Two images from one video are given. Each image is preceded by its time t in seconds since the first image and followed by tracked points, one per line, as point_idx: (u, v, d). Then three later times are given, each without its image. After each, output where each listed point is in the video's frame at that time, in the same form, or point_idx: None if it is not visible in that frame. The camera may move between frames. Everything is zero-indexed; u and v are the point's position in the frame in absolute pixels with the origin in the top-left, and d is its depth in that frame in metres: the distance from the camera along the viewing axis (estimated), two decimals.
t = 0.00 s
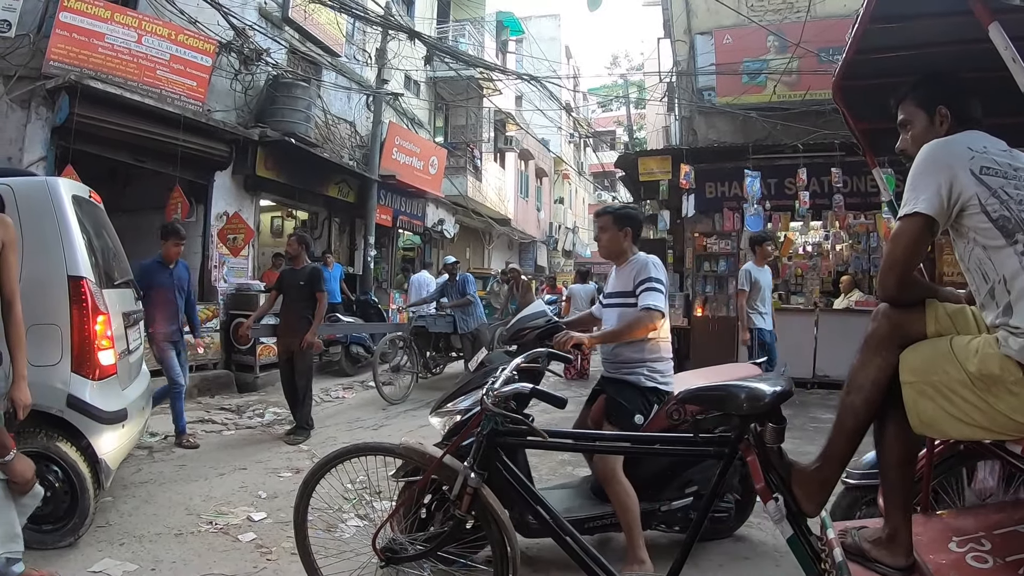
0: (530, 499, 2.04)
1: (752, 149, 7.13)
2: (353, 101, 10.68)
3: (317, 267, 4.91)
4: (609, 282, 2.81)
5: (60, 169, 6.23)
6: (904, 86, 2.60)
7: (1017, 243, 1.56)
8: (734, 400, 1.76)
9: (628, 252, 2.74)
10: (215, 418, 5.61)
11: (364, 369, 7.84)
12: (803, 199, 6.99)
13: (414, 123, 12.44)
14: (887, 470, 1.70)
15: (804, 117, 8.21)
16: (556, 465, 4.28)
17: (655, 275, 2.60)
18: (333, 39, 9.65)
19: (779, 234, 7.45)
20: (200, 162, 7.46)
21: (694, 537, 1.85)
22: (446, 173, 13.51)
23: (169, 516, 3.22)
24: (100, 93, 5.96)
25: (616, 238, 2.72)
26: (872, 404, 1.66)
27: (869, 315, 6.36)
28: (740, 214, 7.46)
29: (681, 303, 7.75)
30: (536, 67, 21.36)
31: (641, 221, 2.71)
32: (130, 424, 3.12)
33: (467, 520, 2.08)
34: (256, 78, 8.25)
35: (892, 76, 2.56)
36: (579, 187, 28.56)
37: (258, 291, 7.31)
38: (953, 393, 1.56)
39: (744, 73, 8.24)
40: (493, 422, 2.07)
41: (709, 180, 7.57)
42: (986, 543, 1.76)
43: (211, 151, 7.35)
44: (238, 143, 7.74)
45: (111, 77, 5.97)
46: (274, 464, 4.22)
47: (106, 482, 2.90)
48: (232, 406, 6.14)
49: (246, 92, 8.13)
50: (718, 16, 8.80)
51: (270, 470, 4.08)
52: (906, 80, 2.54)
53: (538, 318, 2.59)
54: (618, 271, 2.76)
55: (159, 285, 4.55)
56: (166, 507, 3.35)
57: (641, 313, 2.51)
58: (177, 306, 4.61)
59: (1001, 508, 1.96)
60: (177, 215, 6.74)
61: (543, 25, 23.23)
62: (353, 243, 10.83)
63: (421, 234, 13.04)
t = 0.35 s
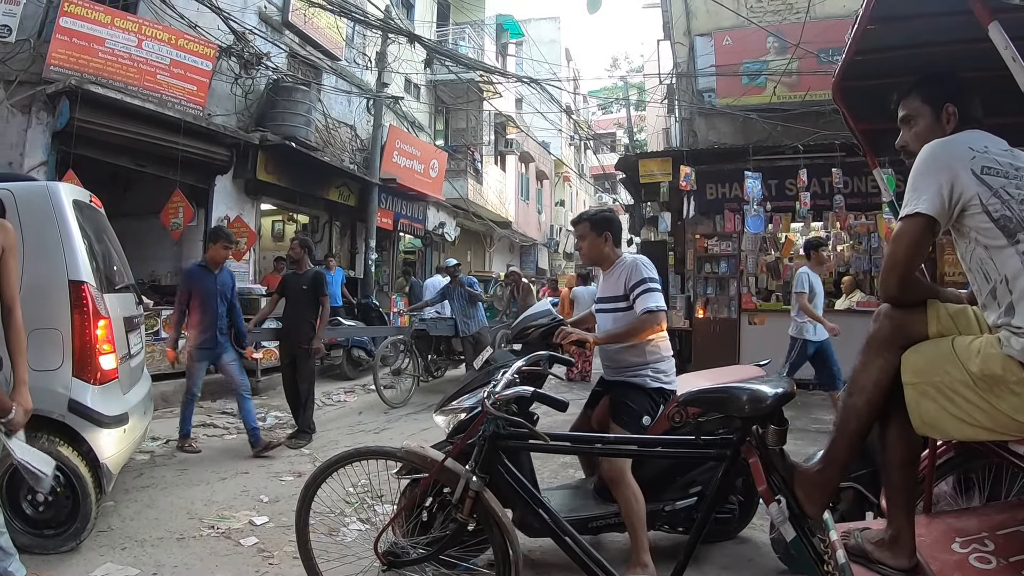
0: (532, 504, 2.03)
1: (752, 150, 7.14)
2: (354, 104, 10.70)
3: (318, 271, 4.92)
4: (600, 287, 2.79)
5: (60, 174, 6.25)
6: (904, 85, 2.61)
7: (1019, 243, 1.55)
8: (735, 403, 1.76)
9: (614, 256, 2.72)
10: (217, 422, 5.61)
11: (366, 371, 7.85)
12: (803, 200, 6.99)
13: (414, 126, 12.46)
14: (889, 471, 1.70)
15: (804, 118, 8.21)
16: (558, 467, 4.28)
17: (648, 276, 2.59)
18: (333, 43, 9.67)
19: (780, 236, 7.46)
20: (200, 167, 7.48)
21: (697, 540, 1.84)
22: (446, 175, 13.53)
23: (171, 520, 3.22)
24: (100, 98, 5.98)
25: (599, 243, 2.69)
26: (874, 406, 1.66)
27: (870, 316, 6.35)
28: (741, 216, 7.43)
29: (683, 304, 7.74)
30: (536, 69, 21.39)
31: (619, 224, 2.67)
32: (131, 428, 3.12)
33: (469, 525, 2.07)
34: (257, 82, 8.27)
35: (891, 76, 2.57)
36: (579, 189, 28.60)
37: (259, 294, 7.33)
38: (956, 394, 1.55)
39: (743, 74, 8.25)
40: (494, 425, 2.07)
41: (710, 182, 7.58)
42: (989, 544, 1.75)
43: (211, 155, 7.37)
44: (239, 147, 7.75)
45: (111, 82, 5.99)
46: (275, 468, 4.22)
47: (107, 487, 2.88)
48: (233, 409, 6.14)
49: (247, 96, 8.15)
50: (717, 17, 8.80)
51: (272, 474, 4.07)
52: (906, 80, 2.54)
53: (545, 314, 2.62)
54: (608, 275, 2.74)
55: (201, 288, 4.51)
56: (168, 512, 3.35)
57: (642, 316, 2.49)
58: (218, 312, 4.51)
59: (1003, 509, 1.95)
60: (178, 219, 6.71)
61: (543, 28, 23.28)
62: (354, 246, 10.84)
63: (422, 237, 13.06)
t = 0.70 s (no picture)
0: (533, 506, 2.02)
1: (751, 150, 7.15)
2: (353, 106, 10.71)
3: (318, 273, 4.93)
4: (631, 284, 2.79)
5: (60, 177, 6.24)
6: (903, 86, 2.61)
7: (1020, 243, 1.55)
8: (736, 404, 1.78)
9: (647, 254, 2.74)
10: (217, 424, 5.61)
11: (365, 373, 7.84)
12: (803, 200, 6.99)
13: (414, 128, 12.47)
14: (891, 471, 1.69)
15: (803, 119, 8.22)
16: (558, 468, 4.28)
17: (681, 276, 2.62)
18: (333, 45, 9.68)
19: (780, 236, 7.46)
20: (200, 169, 7.48)
21: (698, 542, 1.83)
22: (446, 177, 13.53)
23: (171, 523, 3.21)
24: (100, 100, 5.98)
25: (632, 240, 2.68)
26: (875, 406, 1.65)
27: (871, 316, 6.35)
28: (741, 216, 7.42)
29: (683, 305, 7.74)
30: (535, 71, 21.41)
31: (654, 223, 2.69)
32: (131, 431, 3.12)
33: (469, 528, 2.07)
34: (256, 84, 8.27)
35: (891, 76, 2.57)
36: (579, 190, 28.62)
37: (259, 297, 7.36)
38: (956, 394, 1.55)
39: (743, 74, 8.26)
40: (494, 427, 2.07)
41: (710, 183, 7.60)
42: (990, 544, 1.75)
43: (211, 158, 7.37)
44: (239, 149, 7.76)
45: (110, 85, 5.99)
46: (275, 471, 4.21)
47: (107, 489, 2.89)
48: (233, 412, 6.14)
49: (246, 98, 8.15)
50: (716, 18, 8.81)
51: (272, 477, 4.07)
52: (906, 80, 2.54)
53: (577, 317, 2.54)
54: (640, 272, 2.75)
55: (263, 283, 4.33)
56: (169, 515, 3.34)
57: (676, 315, 2.54)
58: (280, 307, 4.37)
59: (1005, 509, 1.94)
60: (176, 220, 6.69)
61: (542, 29, 23.30)
62: (354, 248, 10.84)
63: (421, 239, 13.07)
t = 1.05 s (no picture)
0: (532, 507, 2.02)
1: (750, 151, 7.17)
2: (352, 107, 10.71)
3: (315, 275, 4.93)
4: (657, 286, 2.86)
5: (58, 177, 6.24)
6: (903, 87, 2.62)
7: (1018, 244, 1.56)
8: (735, 405, 1.75)
9: (674, 258, 2.82)
10: (216, 425, 5.61)
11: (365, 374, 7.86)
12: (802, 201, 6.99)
13: (413, 129, 12.48)
14: (889, 473, 1.69)
15: (802, 120, 8.22)
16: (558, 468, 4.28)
17: (706, 276, 2.66)
18: (331, 46, 9.68)
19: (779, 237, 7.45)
20: (200, 170, 7.49)
21: (697, 543, 1.83)
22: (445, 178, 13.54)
23: (170, 525, 3.21)
24: (99, 101, 5.98)
25: (662, 244, 2.82)
26: (874, 407, 1.66)
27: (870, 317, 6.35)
28: (739, 216, 7.50)
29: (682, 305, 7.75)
30: (534, 72, 21.44)
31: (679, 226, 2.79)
32: (130, 431, 3.11)
33: (468, 528, 2.07)
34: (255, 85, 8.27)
35: (891, 76, 2.58)
36: (578, 191, 28.65)
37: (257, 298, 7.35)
38: (956, 395, 1.56)
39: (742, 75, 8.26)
40: (493, 428, 2.08)
41: (709, 184, 7.64)
42: (990, 544, 1.75)
43: (210, 158, 7.38)
44: (238, 149, 7.76)
45: (109, 86, 5.99)
46: (274, 472, 4.21)
47: (106, 490, 2.88)
48: (232, 413, 6.13)
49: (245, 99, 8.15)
50: (715, 19, 8.84)
51: (271, 478, 4.07)
52: (906, 80, 2.55)
53: (603, 320, 2.50)
54: (666, 274, 2.82)
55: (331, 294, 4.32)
56: (168, 516, 3.33)
57: (700, 315, 2.56)
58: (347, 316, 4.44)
59: (1005, 508, 1.95)
60: (175, 221, 6.68)
61: (541, 30, 23.32)
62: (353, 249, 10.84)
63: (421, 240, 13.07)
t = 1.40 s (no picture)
0: (530, 507, 2.02)
1: (750, 152, 7.19)
2: (352, 107, 10.72)
3: (314, 275, 4.92)
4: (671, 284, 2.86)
5: (58, 176, 6.24)
6: (904, 87, 2.61)
7: (1016, 245, 1.56)
8: (734, 405, 1.75)
9: (691, 257, 2.82)
10: (215, 425, 5.60)
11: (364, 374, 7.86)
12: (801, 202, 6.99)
13: (414, 129, 12.48)
14: (888, 474, 1.69)
15: (802, 121, 8.22)
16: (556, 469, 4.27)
17: (719, 277, 2.65)
18: (331, 46, 9.68)
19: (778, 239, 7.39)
20: (200, 170, 7.49)
21: (696, 543, 1.83)
22: (445, 178, 13.54)
23: (168, 524, 3.20)
24: (99, 100, 5.98)
25: (681, 243, 2.81)
26: (873, 408, 1.66)
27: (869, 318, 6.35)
28: (739, 218, 7.48)
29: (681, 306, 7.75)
30: (534, 72, 21.47)
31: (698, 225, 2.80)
32: (128, 431, 3.11)
33: (466, 528, 2.07)
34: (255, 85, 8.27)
35: (891, 78, 2.58)
36: (578, 192, 28.67)
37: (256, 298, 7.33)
38: (954, 396, 1.56)
39: (742, 76, 8.27)
40: (491, 428, 2.07)
41: (709, 185, 7.67)
42: (988, 546, 1.75)
43: (211, 158, 7.39)
44: (238, 149, 7.76)
45: (109, 85, 5.98)
46: (273, 471, 4.21)
47: (105, 490, 2.88)
48: (231, 412, 6.13)
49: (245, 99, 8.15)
50: (715, 21, 8.86)
51: (270, 477, 4.06)
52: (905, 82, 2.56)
53: (614, 321, 2.50)
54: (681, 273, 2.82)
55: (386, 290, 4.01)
56: (166, 515, 3.33)
57: (711, 317, 2.55)
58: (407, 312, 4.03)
59: (1003, 510, 1.95)
60: (175, 221, 6.68)
61: (541, 31, 23.35)
62: (353, 249, 10.84)
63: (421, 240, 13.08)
